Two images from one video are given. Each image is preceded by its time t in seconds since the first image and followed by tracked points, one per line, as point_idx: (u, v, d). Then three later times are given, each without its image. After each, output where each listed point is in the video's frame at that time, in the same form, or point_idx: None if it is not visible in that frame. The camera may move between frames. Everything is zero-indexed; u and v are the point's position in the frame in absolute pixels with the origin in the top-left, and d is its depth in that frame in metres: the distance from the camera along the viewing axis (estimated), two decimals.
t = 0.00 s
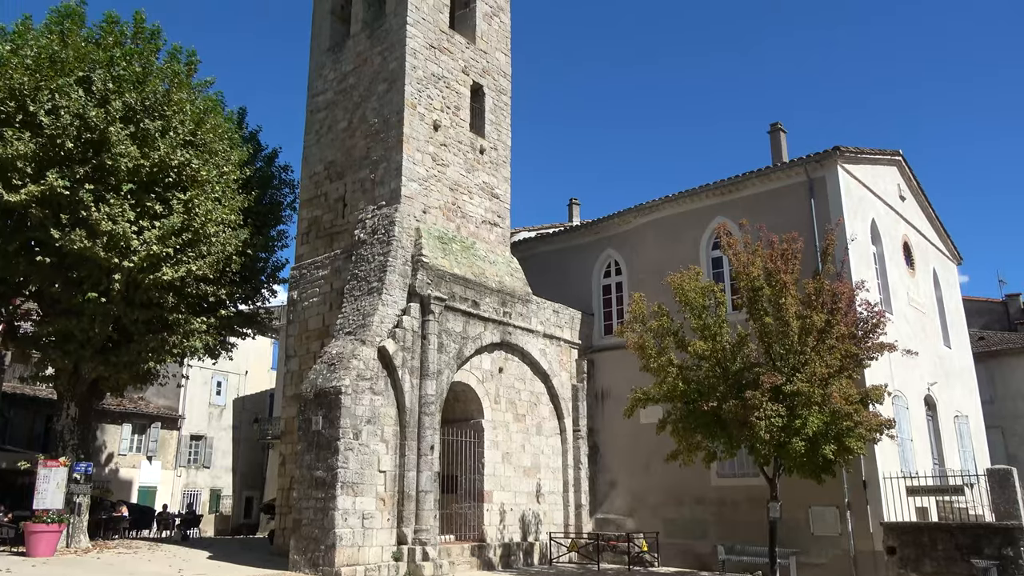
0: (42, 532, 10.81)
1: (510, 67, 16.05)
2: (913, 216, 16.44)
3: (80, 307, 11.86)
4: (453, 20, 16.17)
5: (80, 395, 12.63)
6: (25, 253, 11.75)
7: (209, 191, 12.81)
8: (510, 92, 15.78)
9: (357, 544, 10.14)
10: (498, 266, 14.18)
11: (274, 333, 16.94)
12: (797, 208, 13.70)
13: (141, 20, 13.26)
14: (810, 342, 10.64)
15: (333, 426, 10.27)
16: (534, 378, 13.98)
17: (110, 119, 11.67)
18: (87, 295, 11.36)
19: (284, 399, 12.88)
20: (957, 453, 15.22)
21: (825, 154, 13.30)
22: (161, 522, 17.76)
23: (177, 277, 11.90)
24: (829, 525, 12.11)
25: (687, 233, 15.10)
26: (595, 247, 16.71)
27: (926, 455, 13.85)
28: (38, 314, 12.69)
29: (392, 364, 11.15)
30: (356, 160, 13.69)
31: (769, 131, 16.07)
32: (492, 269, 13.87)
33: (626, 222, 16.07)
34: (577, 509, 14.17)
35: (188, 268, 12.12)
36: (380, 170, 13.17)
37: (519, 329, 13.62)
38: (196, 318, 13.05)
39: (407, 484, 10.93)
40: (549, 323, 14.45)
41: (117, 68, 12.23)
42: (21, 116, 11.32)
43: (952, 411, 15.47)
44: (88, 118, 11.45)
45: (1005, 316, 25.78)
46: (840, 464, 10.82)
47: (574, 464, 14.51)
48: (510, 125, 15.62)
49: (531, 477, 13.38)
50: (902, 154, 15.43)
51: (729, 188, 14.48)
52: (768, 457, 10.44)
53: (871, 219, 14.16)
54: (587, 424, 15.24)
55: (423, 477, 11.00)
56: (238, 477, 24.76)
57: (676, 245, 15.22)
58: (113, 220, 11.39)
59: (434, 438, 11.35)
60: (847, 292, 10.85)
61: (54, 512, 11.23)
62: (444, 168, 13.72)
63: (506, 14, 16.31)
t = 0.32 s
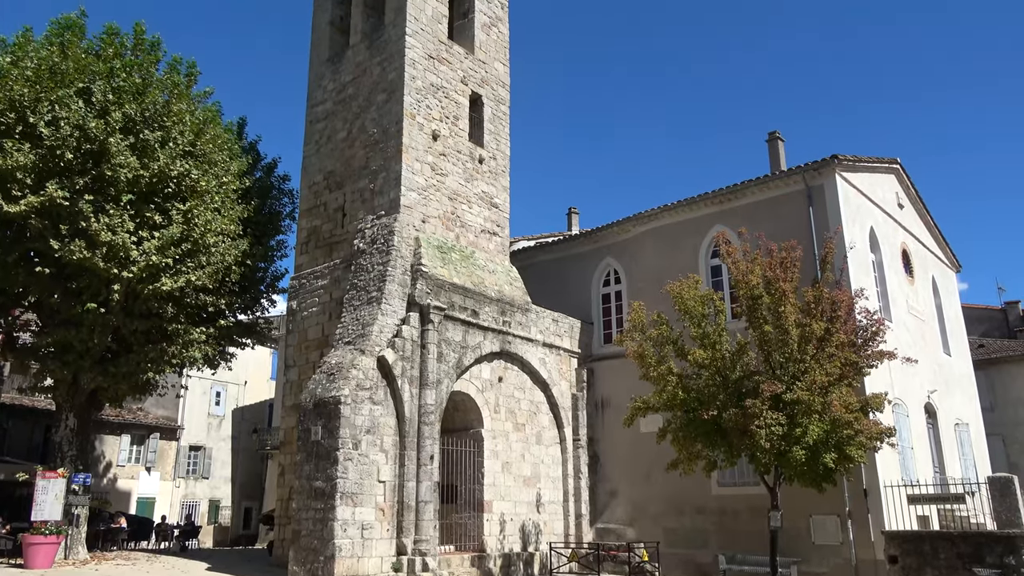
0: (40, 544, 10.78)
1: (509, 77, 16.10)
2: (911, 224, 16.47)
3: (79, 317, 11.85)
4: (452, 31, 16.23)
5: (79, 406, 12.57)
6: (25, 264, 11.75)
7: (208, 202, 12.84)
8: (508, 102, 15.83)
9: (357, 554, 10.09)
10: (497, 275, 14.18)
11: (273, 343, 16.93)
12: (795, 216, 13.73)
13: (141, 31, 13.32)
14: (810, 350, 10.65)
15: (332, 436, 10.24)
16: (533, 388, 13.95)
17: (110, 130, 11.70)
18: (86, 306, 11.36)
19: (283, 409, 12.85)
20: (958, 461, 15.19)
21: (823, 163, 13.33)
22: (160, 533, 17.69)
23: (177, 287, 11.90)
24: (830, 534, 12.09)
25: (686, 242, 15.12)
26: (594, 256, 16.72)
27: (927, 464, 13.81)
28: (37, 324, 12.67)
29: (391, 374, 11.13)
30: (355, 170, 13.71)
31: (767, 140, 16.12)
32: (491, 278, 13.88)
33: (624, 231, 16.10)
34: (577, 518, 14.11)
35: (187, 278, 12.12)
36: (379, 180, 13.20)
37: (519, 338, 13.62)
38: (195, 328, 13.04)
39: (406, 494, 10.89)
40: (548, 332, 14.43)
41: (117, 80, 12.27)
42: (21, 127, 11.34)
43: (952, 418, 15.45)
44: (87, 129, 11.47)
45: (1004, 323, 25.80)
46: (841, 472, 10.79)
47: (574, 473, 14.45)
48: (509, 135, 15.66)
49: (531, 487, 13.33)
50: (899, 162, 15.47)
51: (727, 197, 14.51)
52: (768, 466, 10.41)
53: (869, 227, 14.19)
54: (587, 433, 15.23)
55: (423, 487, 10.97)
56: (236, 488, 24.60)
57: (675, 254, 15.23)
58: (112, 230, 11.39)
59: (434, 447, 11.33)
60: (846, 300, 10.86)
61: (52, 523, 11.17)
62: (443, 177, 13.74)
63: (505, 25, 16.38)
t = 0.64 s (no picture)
0: (39, 556, 10.62)
1: (507, 88, 16.16)
2: (910, 233, 16.47)
3: (78, 329, 11.83)
4: (450, 42, 16.31)
5: (78, 418, 12.52)
6: (24, 276, 11.75)
7: (208, 213, 12.86)
8: (507, 112, 15.88)
9: (356, 566, 10.05)
10: (496, 285, 14.18)
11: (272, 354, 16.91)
12: (794, 225, 13.76)
13: (141, 43, 13.38)
14: (809, 359, 10.64)
15: (332, 447, 10.22)
16: (533, 398, 13.92)
17: (110, 142, 11.73)
18: (85, 317, 11.35)
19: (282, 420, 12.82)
20: (959, 470, 15.15)
21: (821, 173, 13.37)
22: (158, 545, 17.62)
23: (176, 299, 11.90)
24: (831, 544, 12.04)
25: (685, 252, 15.14)
26: (593, 266, 16.74)
27: (928, 473, 13.75)
28: (36, 336, 12.66)
29: (390, 385, 11.12)
30: (354, 181, 13.74)
31: (765, 150, 16.17)
32: (490, 288, 13.88)
33: (623, 241, 16.12)
34: (578, 529, 14.05)
35: (187, 289, 12.12)
36: (378, 191, 13.22)
37: (518, 348, 13.61)
38: (194, 339, 13.04)
39: (406, 506, 10.86)
40: (548, 342, 14.42)
41: (117, 92, 12.31)
42: (21, 139, 11.38)
43: (953, 427, 15.41)
44: (87, 141, 11.50)
45: (1004, 332, 25.79)
46: (841, 482, 10.76)
47: (574, 484, 14.39)
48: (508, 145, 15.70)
49: (531, 497, 13.29)
50: (897, 171, 15.51)
51: (725, 206, 14.54)
52: (769, 476, 10.38)
53: (868, 236, 14.20)
54: (587, 443, 15.21)
55: (422, 498, 10.94)
56: (234, 500, 24.51)
57: (674, 264, 15.24)
58: (112, 242, 11.40)
59: (434, 458, 11.32)
60: (845, 309, 10.86)
61: (51, 535, 11.07)
62: (442, 188, 13.77)
63: (503, 36, 16.46)
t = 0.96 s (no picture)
0: (38, 571, 10.69)
1: (506, 99, 16.22)
2: (908, 243, 16.50)
3: (77, 341, 11.83)
4: (449, 55, 16.38)
5: (77, 431, 12.51)
6: (24, 288, 11.75)
7: (207, 226, 12.89)
8: (506, 124, 15.93)
9: None
10: (495, 296, 14.18)
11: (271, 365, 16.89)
12: (792, 236, 13.79)
13: (142, 57, 13.44)
14: (809, 369, 10.64)
15: (331, 459, 10.19)
16: (532, 410, 13.89)
17: (109, 155, 11.75)
18: (83, 330, 11.33)
19: (281, 433, 12.79)
20: (960, 480, 15.11)
21: (819, 183, 13.41)
22: (157, 558, 17.59)
23: (175, 311, 11.90)
24: (832, 556, 11.99)
25: (684, 262, 15.15)
26: (592, 277, 16.77)
27: (928, 483, 13.71)
28: (35, 349, 12.66)
29: (389, 397, 11.09)
30: (353, 193, 13.77)
31: (763, 161, 16.22)
32: (489, 299, 13.89)
33: (622, 252, 16.14)
34: (578, 541, 13.98)
35: (185, 301, 12.12)
36: (377, 203, 13.25)
37: (517, 359, 13.59)
38: (193, 351, 13.03)
39: (405, 518, 10.81)
40: (547, 353, 14.40)
41: (117, 105, 12.35)
42: (21, 152, 11.41)
43: (953, 438, 15.38)
44: (87, 154, 11.52)
45: (1004, 342, 25.80)
46: (842, 493, 10.73)
47: (574, 496, 14.34)
48: (507, 157, 15.74)
49: (531, 509, 13.24)
50: (895, 182, 15.56)
51: (724, 217, 14.57)
52: (769, 487, 10.36)
53: (866, 246, 14.23)
54: (587, 455, 15.18)
55: (422, 511, 10.91)
56: (233, 512, 24.38)
57: (673, 274, 15.26)
58: (111, 254, 11.41)
59: (434, 470, 11.30)
60: (844, 319, 10.87)
61: (49, 549, 11.11)
62: (441, 200, 13.79)
63: (502, 48, 16.54)
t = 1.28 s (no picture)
0: None
1: (504, 112, 16.28)
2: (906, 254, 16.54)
3: (75, 354, 11.80)
4: (447, 68, 16.45)
5: (74, 444, 12.49)
6: (22, 301, 11.73)
7: (206, 238, 12.89)
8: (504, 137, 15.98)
9: None
10: (494, 308, 14.18)
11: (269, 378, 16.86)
12: (790, 247, 13.81)
13: (141, 70, 13.50)
14: (808, 380, 10.62)
15: (329, 472, 10.15)
16: (531, 421, 13.85)
17: (108, 167, 11.77)
18: (81, 343, 11.30)
19: (280, 445, 12.76)
20: (961, 491, 15.06)
21: (817, 194, 13.45)
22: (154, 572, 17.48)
23: (174, 323, 11.89)
24: (833, 567, 11.93)
25: (682, 273, 15.17)
26: (591, 288, 16.78)
27: (929, 494, 13.67)
28: (33, 362, 12.63)
29: (388, 410, 11.06)
30: (352, 205, 13.78)
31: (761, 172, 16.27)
32: (488, 311, 13.89)
33: (620, 263, 16.16)
34: (578, 554, 13.91)
35: (184, 313, 12.10)
36: (376, 215, 13.26)
37: (516, 371, 13.57)
38: (191, 364, 13.00)
39: (405, 531, 10.75)
40: (547, 365, 14.38)
41: (116, 118, 12.39)
42: (20, 165, 11.42)
43: (953, 448, 15.34)
44: (86, 167, 11.54)
45: (1002, 351, 25.83)
46: (843, 504, 10.69)
47: (574, 508, 14.28)
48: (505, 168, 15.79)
49: (531, 522, 13.19)
50: (893, 193, 15.61)
51: (722, 228, 14.60)
52: (769, 498, 10.33)
53: (864, 257, 14.25)
54: (587, 466, 15.15)
55: (421, 524, 10.86)
56: (233, 526, 24.36)
57: (671, 285, 15.27)
58: (109, 267, 11.40)
59: (433, 483, 11.26)
60: (843, 329, 10.87)
61: (45, 563, 11.14)
62: (439, 212, 13.81)
63: (500, 61, 16.62)
